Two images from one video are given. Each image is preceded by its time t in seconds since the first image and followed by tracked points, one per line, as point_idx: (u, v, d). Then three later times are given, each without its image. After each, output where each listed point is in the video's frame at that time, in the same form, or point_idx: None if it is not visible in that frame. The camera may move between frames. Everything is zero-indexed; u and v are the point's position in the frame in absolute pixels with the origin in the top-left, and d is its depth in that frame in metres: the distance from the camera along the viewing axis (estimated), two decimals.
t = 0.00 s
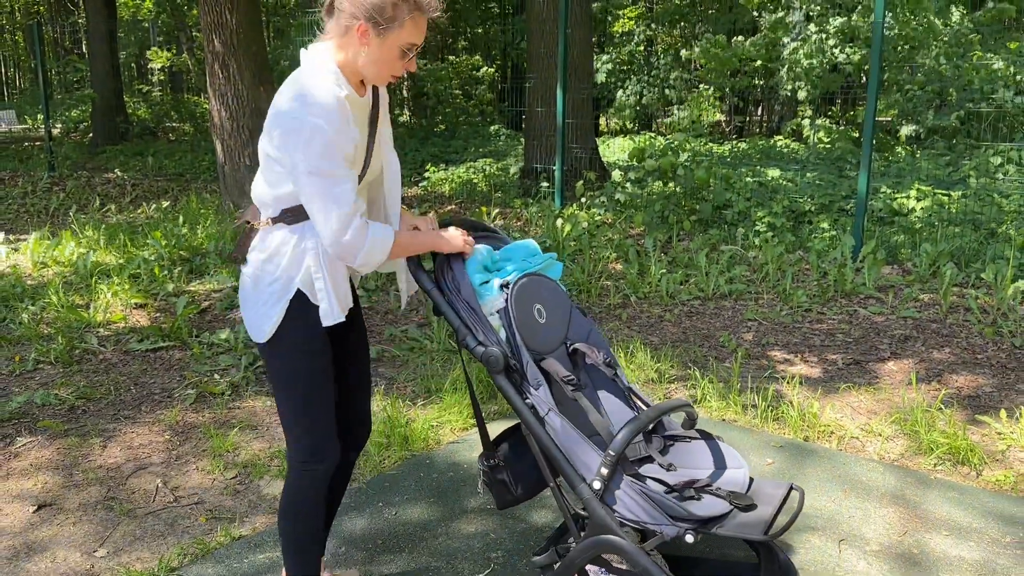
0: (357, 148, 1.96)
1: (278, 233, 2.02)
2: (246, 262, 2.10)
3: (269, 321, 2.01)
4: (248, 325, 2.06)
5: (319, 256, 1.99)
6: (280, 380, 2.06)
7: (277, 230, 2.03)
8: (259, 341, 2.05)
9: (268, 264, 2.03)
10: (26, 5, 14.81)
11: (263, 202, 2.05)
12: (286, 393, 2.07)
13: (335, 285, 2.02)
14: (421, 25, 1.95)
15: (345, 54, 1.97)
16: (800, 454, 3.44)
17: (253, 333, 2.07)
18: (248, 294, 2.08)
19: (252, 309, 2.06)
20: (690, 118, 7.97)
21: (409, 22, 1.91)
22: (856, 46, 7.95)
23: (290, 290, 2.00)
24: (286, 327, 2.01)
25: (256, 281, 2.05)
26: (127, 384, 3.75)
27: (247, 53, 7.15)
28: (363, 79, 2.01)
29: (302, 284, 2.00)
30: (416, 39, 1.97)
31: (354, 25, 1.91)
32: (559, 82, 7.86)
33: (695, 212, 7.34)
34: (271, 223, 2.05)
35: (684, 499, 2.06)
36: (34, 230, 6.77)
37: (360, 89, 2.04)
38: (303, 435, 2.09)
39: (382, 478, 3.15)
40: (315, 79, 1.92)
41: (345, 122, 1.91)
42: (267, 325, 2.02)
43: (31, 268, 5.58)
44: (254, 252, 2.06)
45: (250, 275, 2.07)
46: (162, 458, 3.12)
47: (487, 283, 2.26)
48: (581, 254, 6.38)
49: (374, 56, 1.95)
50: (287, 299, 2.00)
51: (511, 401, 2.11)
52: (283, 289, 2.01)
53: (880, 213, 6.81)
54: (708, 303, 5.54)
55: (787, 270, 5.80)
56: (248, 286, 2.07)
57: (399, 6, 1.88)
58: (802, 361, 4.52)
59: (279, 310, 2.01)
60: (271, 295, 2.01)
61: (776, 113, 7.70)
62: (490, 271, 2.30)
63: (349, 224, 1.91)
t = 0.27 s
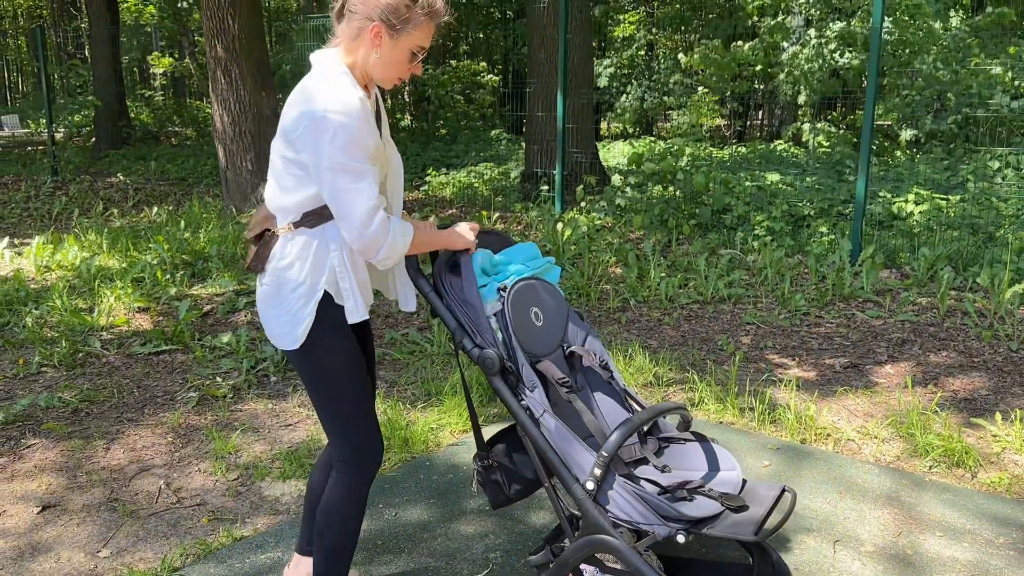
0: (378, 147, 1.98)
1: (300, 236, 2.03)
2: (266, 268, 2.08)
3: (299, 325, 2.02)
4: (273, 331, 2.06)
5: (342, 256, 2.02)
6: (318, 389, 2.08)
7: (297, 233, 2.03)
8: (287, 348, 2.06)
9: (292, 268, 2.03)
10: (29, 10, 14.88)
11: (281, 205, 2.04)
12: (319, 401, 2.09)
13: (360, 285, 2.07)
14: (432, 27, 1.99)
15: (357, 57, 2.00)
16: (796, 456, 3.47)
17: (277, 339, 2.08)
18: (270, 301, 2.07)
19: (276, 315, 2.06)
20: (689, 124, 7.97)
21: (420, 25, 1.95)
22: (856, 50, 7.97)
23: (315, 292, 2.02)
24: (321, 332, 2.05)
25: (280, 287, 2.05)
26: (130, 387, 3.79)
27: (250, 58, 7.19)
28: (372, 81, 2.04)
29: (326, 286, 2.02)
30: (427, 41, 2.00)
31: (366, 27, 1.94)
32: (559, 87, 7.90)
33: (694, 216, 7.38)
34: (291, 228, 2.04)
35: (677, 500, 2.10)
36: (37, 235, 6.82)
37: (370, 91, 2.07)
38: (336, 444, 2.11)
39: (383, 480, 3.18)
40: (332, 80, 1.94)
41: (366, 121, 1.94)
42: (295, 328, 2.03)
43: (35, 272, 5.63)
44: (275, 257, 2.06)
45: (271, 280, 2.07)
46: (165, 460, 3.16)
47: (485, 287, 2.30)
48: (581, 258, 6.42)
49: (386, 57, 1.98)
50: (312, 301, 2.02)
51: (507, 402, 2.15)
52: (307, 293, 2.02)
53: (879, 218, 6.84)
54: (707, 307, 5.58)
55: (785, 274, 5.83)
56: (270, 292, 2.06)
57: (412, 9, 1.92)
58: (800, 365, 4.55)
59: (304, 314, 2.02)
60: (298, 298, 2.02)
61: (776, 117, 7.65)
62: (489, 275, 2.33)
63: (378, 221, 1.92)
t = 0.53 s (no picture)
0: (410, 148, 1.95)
1: (332, 242, 2.01)
2: (296, 273, 2.06)
3: (332, 330, 2.02)
4: (307, 337, 2.05)
5: (373, 260, 2.02)
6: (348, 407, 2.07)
7: (327, 238, 2.01)
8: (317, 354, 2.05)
9: (327, 274, 2.02)
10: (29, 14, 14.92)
11: (309, 212, 2.01)
12: (340, 416, 2.08)
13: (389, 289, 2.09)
14: (446, 27, 1.99)
15: (374, 57, 1.97)
16: (794, 457, 3.49)
17: (305, 346, 2.06)
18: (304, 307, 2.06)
19: (309, 320, 2.05)
20: (688, 128, 7.90)
21: (437, 24, 1.95)
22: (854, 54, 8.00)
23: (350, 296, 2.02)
24: (349, 345, 2.05)
25: (315, 292, 2.04)
26: (132, 389, 3.81)
27: (251, 63, 7.22)
28: (387, 82, 2.02)
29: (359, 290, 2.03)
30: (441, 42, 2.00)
31: (383, 27, 1.93)
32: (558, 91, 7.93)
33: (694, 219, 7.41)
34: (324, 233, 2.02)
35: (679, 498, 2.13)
36: (40, 238, 6.85)
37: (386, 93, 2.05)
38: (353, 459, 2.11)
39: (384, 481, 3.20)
40: (358, 82, 1.90)
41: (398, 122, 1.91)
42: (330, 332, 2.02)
43: (37, 275, 5.65)
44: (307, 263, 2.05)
45: (301, 286, 2.06)
46: (167, 461, 3.18)
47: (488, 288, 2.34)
48: (581, 261, 6.44)
49: (403, 57, 1.96)
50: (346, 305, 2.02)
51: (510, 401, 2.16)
52: (342, 297, 2.02)
53: (878, 221, 6.87)
54: (706, 310, 5.60)
55: (784, 277, 5.86)
56: (304, 297, 2.05)
57: (429, 8, 1.92)
58: (799, 367, 4.58)
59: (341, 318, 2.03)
60: (332, 304, 2.01)
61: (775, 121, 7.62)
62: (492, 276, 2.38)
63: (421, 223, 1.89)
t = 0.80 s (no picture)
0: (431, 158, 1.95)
1: (357, 249, 1.97)
2: (321, 281, 2.00)
3: (362, 337, 1.99)
4: (332, 346, 2.00)
5: (399, 265, 2.02)
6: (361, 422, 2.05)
7: (353, 243, 1.97)
8: (347, 362, 2.01)
9: (353, 282, 1.98)
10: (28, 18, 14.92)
11: (332, 218, 1.98)
12: (356, 426, 2.06)
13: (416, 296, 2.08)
14: (465, 35, 1.99)
15: (390, 62, 1.97)
16: (793, 458, 3.51)
17: (332, 355, 2.01)
18: (327, 316, 2.01)
19: (333, 329, 2.01)
20: (686, 131, 7.82)
21: (457, 30, 1.95)
22: (851, 58, 8.02)
23: (376, 303, 2.01)
24: (373, 354, 2.03)
25: (340, 300, 1.99)
26: (133, 392, 3.82)
27: (250, 67, 7.24)
28: (403, 85, 2.01)
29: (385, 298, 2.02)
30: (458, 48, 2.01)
31: (406, 32, 1.92)
32: (556, 94, 7.95)
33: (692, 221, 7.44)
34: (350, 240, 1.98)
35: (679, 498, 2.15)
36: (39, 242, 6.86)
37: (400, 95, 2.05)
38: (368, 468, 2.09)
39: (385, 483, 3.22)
40: (381, 89, 1.89)
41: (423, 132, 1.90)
42: (357, 340, 1.99)
43: (37, 279, 5.66)
44: (330, 270, 1.99)
45: (326, 294, 2.00)
46: (169, 463, 3.19)
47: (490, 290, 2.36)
48: (579, 264, 6.46)
49: (421, 63, 1.97)
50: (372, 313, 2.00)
51: (511, 402, 2.17)
52: (368, 305, 2.00)
53: (875, 224, 6.90)
54: (705, 312, 5.62)
55: (783, 279, 5.88)
56: (328, 305, 2.00)
57: (451, 14, 1.92)
58: (797, 369, 4.60)
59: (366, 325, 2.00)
60: (360, 311, 1.98)
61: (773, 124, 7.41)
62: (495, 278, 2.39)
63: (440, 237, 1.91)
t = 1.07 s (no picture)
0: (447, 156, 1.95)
1: (367, 253, 1.98)
2: (329, 284, 1.99)
3: (372, 341, 1.99)
4: (342, 350, 1.99)
5: (406, 270, 2.05)
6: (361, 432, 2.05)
7: (364, 246, 1.98)
8: (354, 367, 2.00)
9: (363, 286, 1.99)
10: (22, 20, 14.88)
11: (344, 220, 1.97)
12: (358, 431, 2.06)
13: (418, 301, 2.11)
14: (472, 39, 2.00)
15: (399, 63, 1.95)
16: (791, 459, 3.52)
17: (340, 359, 2.00)
18: (336, 319, 1.99)
19: (342, 333, 1.99)
20: (682, 133, 7.87)
21: (466, 34, 1.95)
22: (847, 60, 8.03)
23: (385, 308, 2.02)
24: (380, 358, 2.04)
25: (351, 303, 1.99)
26: (131, 394, 3.82)
27: (247, 69, 7.23)
28: (409, 88, 2.00)
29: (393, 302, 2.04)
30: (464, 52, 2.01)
31: (416, 33, 1.90)
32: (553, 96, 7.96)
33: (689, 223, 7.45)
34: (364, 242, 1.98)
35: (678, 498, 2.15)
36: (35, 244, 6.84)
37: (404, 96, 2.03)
38: (368, 472, 2.10)
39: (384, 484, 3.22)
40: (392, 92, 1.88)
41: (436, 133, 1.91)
42: (367, 345, 1.99)
43: (33, 281, 5.65)
44: (340, 274, 1.98)
45: (336, 299, 1.99)
46: (168, 465, 3.18)
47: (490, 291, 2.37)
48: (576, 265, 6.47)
49: (429, 65, 1.96)
50: (382, 316, 2.01)
51: (510, 402, 2.18)
52: (378, 309, 2.01)
53: (871, 225, 6.92)
54: (702, 313, 5.63)
55: (780, 281, 5.90)
56: (337, 310, 1.99)
57: (462, 17, 1.92)
58: (794, 369, 4.61)
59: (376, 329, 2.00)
60: (370, 314, 1.99)
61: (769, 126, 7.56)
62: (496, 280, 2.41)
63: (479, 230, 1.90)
